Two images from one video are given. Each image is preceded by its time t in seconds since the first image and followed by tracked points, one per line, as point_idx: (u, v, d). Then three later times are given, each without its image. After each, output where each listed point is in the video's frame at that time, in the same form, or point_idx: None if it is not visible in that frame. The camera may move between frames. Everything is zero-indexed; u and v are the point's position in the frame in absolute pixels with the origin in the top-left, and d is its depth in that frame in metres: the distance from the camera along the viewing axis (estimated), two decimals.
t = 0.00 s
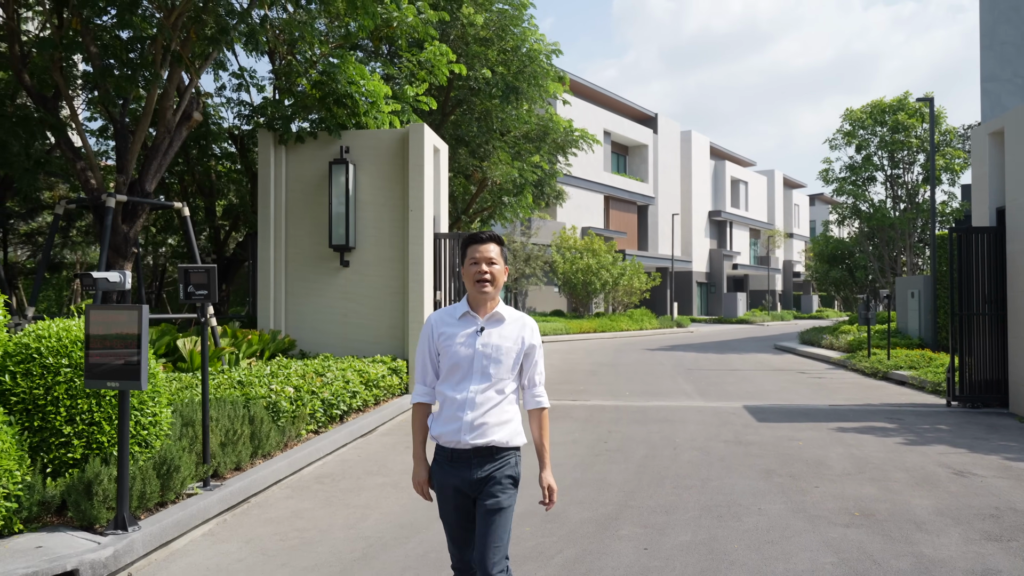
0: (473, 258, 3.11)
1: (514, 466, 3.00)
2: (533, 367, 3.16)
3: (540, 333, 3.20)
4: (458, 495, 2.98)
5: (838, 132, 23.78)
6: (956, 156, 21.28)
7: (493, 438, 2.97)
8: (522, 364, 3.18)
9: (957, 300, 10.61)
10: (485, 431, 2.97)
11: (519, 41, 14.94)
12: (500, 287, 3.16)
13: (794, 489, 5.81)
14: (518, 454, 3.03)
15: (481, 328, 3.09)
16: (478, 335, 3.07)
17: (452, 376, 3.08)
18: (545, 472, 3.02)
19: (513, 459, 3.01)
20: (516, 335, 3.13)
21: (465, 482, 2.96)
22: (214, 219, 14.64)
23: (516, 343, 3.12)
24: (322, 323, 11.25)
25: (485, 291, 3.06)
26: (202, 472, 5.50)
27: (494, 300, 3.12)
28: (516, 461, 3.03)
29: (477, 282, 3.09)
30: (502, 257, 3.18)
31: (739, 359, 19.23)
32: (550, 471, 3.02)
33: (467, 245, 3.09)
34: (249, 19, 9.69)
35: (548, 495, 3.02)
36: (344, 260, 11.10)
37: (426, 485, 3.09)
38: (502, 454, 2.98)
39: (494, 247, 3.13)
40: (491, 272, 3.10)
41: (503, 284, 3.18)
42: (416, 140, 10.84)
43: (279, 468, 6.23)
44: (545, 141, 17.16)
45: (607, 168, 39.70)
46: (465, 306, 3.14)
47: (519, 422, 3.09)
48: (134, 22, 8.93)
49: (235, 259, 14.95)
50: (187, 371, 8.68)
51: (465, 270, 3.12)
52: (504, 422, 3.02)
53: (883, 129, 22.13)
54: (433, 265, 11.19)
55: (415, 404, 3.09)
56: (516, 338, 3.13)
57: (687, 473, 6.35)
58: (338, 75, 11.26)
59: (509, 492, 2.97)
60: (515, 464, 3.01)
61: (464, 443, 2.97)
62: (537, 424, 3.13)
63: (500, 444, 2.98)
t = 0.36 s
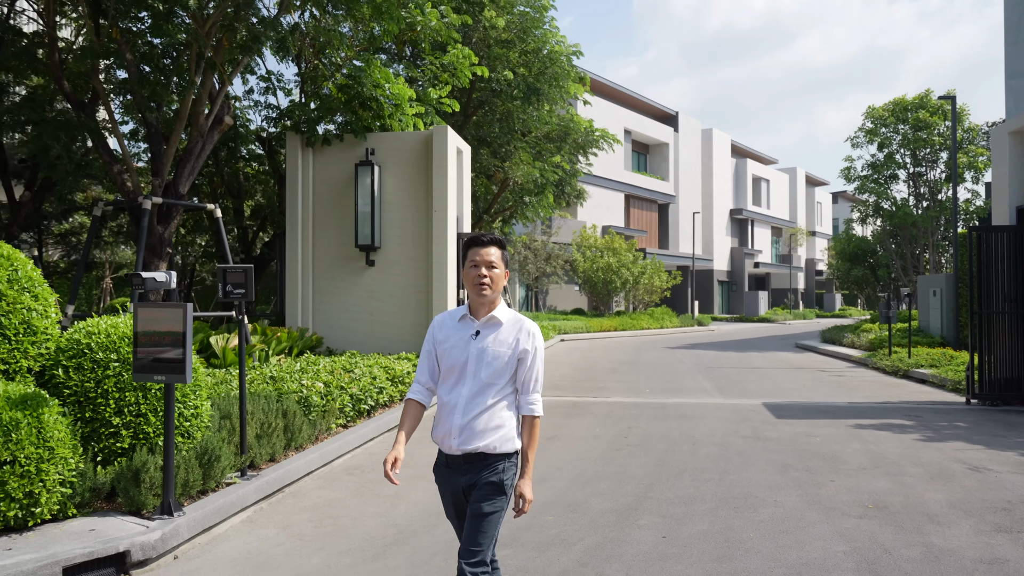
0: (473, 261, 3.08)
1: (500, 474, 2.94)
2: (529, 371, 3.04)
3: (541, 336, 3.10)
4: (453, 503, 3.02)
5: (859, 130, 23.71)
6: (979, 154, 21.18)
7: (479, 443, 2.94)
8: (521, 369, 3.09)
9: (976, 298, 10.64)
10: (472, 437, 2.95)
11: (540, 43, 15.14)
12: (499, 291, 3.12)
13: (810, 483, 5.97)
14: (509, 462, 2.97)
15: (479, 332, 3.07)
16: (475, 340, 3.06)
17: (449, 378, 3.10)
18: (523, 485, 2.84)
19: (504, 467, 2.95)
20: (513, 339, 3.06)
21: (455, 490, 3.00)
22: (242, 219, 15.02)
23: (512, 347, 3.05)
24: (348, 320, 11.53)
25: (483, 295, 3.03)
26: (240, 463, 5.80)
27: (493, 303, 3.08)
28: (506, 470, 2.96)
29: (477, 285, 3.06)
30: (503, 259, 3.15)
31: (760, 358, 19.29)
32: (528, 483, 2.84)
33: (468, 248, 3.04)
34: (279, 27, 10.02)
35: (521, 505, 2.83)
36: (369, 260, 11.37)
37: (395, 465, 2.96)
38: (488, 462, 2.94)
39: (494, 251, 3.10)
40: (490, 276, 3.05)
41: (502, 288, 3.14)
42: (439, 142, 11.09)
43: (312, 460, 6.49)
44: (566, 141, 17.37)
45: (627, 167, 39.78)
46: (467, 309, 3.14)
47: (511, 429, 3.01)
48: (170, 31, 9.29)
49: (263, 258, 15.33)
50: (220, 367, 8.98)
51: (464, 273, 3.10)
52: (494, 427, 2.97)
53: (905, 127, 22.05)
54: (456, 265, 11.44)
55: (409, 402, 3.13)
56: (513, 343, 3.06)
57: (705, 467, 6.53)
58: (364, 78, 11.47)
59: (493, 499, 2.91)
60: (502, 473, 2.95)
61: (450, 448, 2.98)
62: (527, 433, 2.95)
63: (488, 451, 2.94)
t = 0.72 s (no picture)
0: (471, 255, 3.11)
1: (497, 473, 2.90)
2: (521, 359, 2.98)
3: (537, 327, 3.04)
4: (442, 496, 2.99)
5: (889, 129, 23.53)
6: (1012, 152, 20.92)
7: (470, 436, 2.93)
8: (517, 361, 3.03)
9: (1006, 299, 10.61)
10: (463, 428, 2.95)
11: (568, 45, 15.31)
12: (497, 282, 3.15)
13: (835, 479, 6.10)
14: (505, 458, 2.93)
15: (475, 324, 3.10)
16: (470, 333, 3.09)
17: (450, 371, 3.14)
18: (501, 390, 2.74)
19: (500, 464, 2.92)
20: (506, 330, 3.04)
21: (447, 483, 2.98)
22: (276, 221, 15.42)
23: (505, 338, 3.03)
24: (380, 319, 11.82)
25: (482, 287, 3.06)
26: (283, 455, 6.11)
27: (493, 295, 3.11)
28: (500, 467, 2.91)
29: (476, 278, 3.10)
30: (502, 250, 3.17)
31: (788, 357, 19.27)
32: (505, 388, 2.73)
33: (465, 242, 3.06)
34: (315, 35, 10.36)
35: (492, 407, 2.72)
36: (401, 260, 11.64)
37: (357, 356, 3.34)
38: (481, 458, 2.92)
39: (492, 243, 3.12)
40: (489, 268, 3.09)
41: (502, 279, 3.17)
42: (469, 145, 11.32)
43: (349, 453, 6.75)
44: (593, 142, 17.53)
45: (654, 167, 39.75)
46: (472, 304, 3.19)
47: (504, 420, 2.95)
48: (214, 42, 9.66)
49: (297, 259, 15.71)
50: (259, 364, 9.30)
51: (462, 267, 3.14)
52: (485, 419, 2.95)
53: (935, 126, 21.87)
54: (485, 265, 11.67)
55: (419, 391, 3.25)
56: (505, 334, 3.04)
57: (731, 463, 6.67)
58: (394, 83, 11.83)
59: (492, 500, 2.89)
60: (498, 471, 2.91)
61: (444, 440, 3.01)
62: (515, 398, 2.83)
63: (481, 446, 2.92)
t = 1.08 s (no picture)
0: (456, 264, 2.98)
1: (503, 479, 2.81)
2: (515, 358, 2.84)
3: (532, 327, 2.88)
4: (446, 497, 2.92)
5: (934, 124, 23.10)
6: None
7: (468, 443, 2.84)
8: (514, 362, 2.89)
9: None
10: (461, 433, 2.86)
11: (605, 45, 15.39)
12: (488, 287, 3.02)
13: (873, 477, 6.13)
14: (510, 463, 2.83)
15: (471, 327, 3.00)
16: (466, 336, 3.00)
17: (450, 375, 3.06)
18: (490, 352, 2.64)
19: (506, 469, 2.82)
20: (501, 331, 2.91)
21: (451, 487, 2.89)
22: (320, 222, 15.80)
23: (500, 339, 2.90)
24: (421, 318, 12.06)
25: (472, 297, 2.96)
26: (331, 448, 6.38)
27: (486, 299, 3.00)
28: (506, 471, 2.82)
29: (464, 288, 2.98)
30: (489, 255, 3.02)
31: (829, 357, 19.06)
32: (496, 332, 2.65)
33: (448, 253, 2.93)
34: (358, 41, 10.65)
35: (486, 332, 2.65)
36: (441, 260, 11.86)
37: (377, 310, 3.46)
38: (486, 464, 2.82)
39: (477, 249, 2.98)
40: (476, 276, 2.96)
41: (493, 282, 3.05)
42: (508, 147, 11.50)
43: (392, 448, 6.96)
44: (631, 141, 17.56)
45: (693, 165, 39.50)
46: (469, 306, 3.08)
47: (504, 425, 2.85)
48: (262, 50, 9.99)
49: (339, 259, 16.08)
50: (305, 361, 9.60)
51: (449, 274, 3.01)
52: (483, 425, 2.85)
53: (982, 121, 21.41)
54: (524, 264, 11.85)
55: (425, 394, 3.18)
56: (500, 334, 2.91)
57: (769, 460, 6.74)
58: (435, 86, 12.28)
59: (502, 505, 2.81)
60: (504, 476, 2.82)
61: (446, 445, 2.93)
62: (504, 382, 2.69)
63: (483, 452, 2.82)
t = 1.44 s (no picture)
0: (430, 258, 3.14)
1: (468, 482, 2.90)
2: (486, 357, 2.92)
3: (504, 325, 2.98)
4: (417, 494, 3.04)
5: (995, 119, 22.43)
6: None
7: (439, 441, 2.94)
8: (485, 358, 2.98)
9: None
10: (435, 430, 2.97)
11: (654, 45, 15.43)
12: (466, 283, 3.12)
13: (924, 476, 6.12)
14: (476, 468, 2.91)
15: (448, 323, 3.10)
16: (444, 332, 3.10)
17: (428, 370, 3.16)
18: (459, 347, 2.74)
19: (471, 473, 2.90)
20: (475, 329, 3.00)
21: (421, 485, 3.01)
22: (373, 223, 16.22)
23: (473, 336, 2.99)
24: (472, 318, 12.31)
25: (443, 291, 3.11)
26: (388, 442, 6.70)
27: (462, 294, 3.11)
28: (472, 475, 2.91)
29: (437, 282, 3.13)
30: (465, 249, 3.12)
31: (884, 357, 18.71)
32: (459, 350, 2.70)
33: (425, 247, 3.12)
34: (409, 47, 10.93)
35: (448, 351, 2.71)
36: (492, 260, 12.08)
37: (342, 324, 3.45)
38: (453, 465, 2.92)
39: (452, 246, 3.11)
40: (445, 269, 3.08)
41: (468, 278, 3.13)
42: (557, 148, 11.60)
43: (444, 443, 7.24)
44: (680, 141, 17.55)
45: (744, 163, 39.02)
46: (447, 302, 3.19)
47: (475, 423, 2.95)
48: (319, 58, 10.35)
49: (392, 260, 16.48)
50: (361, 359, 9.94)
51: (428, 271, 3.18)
52: (456, 424, 2.95)
53: None
54: (573, 264, 11.98)
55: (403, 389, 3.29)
56: (474, 333, 3.00)
57: (818, 459, 6.78)
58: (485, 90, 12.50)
59: (465, 509, 2.89)
60: (470, 480, 2.90)
61: (420, 443, 3.05)
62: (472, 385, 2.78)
63: (452, 451, 2.93)
